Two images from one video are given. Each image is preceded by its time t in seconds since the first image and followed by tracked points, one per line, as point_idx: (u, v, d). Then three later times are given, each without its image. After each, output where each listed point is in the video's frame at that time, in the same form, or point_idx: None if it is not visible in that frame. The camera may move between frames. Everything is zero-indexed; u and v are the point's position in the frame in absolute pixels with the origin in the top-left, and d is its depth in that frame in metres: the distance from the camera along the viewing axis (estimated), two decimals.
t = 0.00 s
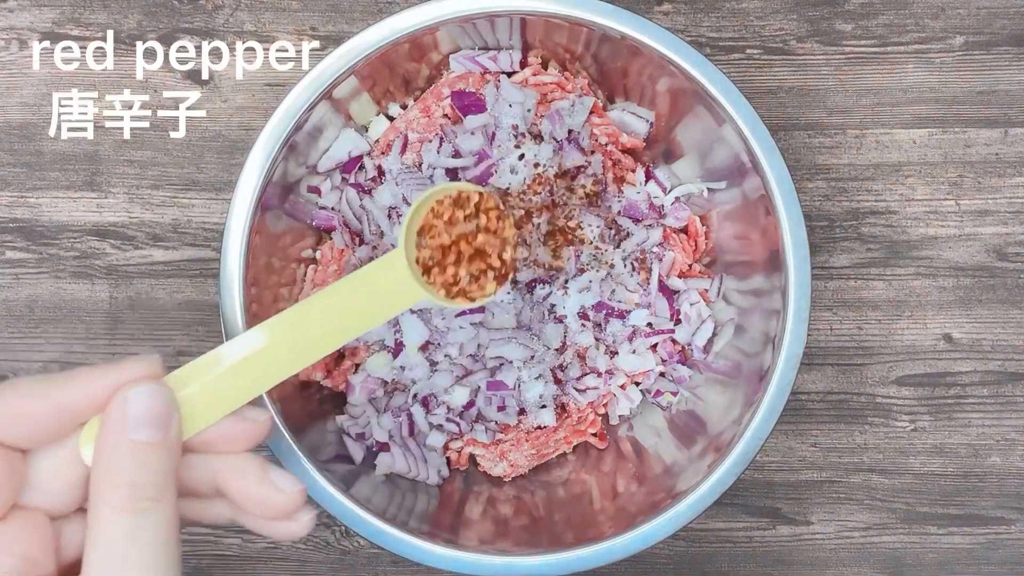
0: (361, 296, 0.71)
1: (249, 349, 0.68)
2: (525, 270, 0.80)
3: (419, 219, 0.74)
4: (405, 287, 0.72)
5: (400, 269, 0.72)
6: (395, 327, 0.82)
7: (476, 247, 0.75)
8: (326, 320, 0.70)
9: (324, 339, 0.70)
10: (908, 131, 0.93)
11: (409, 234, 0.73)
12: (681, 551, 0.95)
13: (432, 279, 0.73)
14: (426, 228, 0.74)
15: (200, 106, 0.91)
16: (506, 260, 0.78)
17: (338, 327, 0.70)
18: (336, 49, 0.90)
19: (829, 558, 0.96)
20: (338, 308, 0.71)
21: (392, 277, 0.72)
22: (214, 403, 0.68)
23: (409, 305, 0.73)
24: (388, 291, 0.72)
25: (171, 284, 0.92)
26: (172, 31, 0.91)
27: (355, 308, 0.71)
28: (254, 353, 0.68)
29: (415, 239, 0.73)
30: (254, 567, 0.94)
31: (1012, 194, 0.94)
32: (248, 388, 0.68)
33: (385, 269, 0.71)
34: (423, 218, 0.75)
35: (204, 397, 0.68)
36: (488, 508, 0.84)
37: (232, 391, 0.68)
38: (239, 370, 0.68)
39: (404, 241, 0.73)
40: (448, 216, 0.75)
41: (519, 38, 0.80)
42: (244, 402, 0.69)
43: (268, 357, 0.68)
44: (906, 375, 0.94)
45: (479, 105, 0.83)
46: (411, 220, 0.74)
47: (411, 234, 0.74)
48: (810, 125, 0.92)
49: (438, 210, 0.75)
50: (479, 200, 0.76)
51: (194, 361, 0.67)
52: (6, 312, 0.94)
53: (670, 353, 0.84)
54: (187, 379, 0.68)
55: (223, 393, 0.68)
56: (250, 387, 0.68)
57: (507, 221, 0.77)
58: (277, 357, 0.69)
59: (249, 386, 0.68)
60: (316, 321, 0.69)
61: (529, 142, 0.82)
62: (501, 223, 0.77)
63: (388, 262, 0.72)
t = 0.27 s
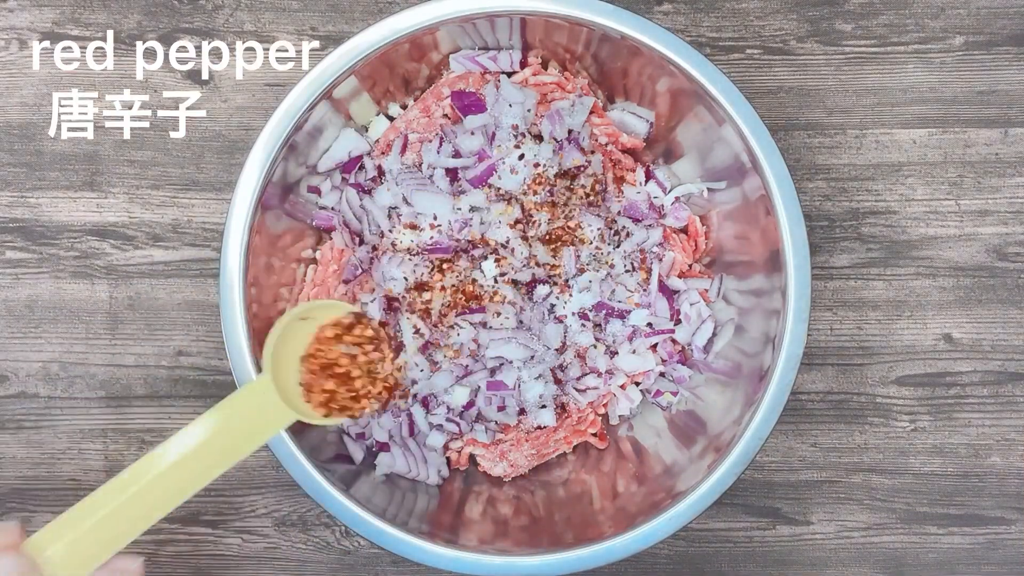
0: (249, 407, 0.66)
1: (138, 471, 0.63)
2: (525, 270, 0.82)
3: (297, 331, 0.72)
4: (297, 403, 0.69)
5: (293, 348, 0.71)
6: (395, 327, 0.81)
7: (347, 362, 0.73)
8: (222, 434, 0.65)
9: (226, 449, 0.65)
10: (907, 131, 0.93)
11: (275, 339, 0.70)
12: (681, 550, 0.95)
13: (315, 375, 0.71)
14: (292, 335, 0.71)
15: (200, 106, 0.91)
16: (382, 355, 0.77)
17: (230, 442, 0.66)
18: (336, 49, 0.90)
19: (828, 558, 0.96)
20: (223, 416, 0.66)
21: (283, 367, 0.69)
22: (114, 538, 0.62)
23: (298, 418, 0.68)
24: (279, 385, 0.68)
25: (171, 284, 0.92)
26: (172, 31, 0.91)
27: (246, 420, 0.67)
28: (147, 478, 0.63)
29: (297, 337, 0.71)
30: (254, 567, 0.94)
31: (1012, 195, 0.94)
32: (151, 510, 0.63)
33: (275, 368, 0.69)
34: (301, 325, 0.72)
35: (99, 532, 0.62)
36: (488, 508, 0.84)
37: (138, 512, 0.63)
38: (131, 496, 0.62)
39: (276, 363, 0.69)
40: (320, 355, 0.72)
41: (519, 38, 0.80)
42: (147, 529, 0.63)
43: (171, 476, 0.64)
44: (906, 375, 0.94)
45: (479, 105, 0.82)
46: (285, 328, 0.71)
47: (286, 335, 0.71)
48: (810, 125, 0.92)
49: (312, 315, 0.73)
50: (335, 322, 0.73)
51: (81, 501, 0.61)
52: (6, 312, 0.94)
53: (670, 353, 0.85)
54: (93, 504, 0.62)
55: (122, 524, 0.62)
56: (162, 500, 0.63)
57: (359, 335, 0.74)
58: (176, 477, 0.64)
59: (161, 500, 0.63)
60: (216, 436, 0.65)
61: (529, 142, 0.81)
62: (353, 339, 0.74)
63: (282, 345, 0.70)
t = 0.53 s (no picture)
0: (332, 371, 0.64)
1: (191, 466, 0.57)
2: (525, 270, 0.81)
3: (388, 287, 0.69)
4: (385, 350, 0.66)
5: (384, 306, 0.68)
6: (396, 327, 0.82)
7: (420, 313, 0.69)
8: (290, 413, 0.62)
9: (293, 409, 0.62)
10: (907, 131, 0.93)
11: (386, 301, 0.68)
12: (681, 550, 0.95)
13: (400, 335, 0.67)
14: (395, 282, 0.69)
15: (200, 106, 0.91)
16: (472, 294, 0.75)
17: (306, 403, 0.63)
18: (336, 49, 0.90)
19: (829, 558, 0.96)
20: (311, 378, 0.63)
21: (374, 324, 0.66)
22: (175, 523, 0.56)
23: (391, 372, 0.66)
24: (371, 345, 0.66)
25: (171, 284, 0.92)
26: (172, 31, 0.91)
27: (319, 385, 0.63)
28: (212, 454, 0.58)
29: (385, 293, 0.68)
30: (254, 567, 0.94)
31: (1012, 195, 0.94)
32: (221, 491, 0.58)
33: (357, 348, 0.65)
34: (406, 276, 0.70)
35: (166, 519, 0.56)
36: (488, 508, 0.84)
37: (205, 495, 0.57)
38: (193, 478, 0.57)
39: (372, 317, 0.66)
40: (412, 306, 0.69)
41: (519, 38, 0.80)
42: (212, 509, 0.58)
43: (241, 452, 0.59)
44: (906, 375, 0.94)
45: (479, 105, 0.83)
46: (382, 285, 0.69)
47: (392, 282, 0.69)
48: (810, 125, 0.92)
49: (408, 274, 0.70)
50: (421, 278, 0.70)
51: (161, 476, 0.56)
52: (5, 312, 0.94)
53: (669, 353, 0.85)
54: (174, 493, 0.56)
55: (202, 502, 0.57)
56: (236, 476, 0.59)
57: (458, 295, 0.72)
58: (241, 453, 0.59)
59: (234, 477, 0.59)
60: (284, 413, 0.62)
61: (529, 142, 0.81)
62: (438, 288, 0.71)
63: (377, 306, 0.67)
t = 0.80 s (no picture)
0: (330, 297, 0.68)
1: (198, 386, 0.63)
2: (525, 272, 0.81)
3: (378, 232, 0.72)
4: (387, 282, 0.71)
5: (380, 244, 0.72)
6: (396, 327, 0.82)
7: (410, 226, 0.73)
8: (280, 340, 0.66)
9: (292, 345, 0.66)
10: (907, 131, 0.93)
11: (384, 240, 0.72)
12: (681, 550, 0.95)
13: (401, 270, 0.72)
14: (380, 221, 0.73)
15: (200, 106, 0.91)
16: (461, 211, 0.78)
17: (304, 334, 0.67)
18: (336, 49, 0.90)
19: (829, 558, 0.96)
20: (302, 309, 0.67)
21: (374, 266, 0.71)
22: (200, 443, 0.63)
23: (391, 297, 0.70)
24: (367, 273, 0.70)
25: (171, 284, 0.92)
26: (172, 31, 0.91)
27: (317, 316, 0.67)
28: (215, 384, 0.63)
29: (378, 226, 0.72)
30: (254, 567, 0.95)
31: (1012, 195, 0.94)
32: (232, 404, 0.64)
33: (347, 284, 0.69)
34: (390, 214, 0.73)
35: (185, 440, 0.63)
36: (489, 508, 0.84)
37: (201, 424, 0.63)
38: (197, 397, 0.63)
39: (367, 239, 0.70)
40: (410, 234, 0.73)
41: (519, 38, 0.80)
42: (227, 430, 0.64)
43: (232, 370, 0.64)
44: (906, 375, 0.94)
45: (479, 105, 0.83)
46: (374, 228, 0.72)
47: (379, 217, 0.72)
48: (810, 125, 0.92)
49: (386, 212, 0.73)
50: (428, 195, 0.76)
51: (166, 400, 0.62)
52: (5, 312, 0.94)
53: (669, 353, 0.85)
54: (167, 424, 0.62)
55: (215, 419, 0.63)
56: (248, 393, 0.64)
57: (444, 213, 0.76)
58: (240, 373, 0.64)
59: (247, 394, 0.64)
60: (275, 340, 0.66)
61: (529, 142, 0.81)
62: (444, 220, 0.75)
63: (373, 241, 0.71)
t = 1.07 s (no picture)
0: (286, 456, 0.70)
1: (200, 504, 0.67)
2: (524, 271, 0.81)
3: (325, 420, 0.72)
4: (332, 457, 0.71)
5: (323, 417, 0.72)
6: (396, 327, 0.82)
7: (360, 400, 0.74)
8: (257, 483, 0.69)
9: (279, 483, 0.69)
10: (907, 131, 0.93)
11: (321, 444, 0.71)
12: (681, 550, 0.95)
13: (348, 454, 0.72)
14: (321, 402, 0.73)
15: (200, 106, 0.91)
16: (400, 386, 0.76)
17: (282, 457, 0.70)
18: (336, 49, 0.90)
19: (829, 558, 0.96)
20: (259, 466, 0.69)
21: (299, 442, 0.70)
22: (215, 547, 0.67)
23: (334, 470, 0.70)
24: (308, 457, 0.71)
25: (171, 284, 0.92)
26: (172, 31, 0.91)
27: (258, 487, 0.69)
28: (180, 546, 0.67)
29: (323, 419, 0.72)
30: (254, 567, 0.95)
31: (1012, 195, 0.94)
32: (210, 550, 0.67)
33: (315, 402, 0.72)
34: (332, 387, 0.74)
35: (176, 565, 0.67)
36: (489, 508, 0.84)
37: (183, 561, 0.67)
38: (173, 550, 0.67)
39: (311, 417, 0.71)
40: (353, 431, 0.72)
41: (519, 38, 0.80)
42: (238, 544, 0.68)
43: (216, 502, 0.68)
44: (906, 375, 0.94)
45: (479, 105, 0.83)
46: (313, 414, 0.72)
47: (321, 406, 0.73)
48: (810, 125, 0.92)
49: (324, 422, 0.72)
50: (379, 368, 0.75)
51: (134, 553, 0.66)
52: (5, 312, 0.94)
53: (669, 353, 0.85)
54: (161, 542, 0.66)
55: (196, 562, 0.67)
56: (258, 510, 0.68)
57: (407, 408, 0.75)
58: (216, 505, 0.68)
59: (256, 511, 0.68)
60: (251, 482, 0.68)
61: (529, 142, 0.82)
62: (386, 404, 0.75)
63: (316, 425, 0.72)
